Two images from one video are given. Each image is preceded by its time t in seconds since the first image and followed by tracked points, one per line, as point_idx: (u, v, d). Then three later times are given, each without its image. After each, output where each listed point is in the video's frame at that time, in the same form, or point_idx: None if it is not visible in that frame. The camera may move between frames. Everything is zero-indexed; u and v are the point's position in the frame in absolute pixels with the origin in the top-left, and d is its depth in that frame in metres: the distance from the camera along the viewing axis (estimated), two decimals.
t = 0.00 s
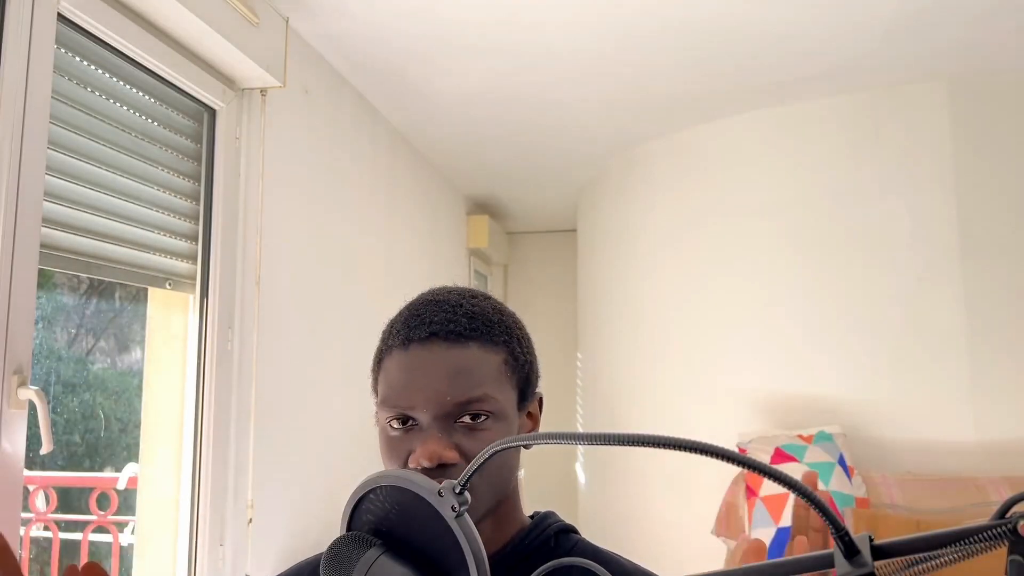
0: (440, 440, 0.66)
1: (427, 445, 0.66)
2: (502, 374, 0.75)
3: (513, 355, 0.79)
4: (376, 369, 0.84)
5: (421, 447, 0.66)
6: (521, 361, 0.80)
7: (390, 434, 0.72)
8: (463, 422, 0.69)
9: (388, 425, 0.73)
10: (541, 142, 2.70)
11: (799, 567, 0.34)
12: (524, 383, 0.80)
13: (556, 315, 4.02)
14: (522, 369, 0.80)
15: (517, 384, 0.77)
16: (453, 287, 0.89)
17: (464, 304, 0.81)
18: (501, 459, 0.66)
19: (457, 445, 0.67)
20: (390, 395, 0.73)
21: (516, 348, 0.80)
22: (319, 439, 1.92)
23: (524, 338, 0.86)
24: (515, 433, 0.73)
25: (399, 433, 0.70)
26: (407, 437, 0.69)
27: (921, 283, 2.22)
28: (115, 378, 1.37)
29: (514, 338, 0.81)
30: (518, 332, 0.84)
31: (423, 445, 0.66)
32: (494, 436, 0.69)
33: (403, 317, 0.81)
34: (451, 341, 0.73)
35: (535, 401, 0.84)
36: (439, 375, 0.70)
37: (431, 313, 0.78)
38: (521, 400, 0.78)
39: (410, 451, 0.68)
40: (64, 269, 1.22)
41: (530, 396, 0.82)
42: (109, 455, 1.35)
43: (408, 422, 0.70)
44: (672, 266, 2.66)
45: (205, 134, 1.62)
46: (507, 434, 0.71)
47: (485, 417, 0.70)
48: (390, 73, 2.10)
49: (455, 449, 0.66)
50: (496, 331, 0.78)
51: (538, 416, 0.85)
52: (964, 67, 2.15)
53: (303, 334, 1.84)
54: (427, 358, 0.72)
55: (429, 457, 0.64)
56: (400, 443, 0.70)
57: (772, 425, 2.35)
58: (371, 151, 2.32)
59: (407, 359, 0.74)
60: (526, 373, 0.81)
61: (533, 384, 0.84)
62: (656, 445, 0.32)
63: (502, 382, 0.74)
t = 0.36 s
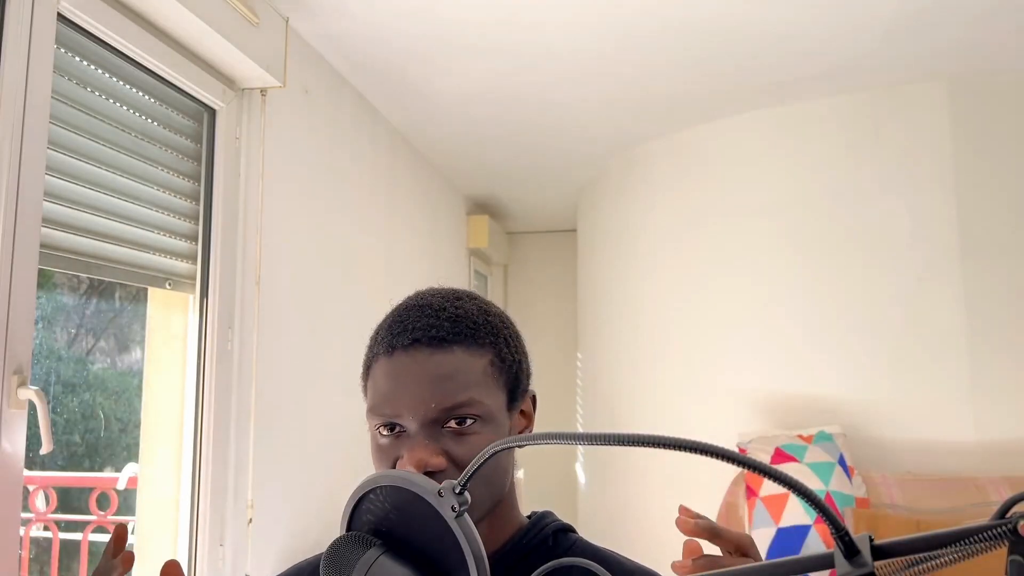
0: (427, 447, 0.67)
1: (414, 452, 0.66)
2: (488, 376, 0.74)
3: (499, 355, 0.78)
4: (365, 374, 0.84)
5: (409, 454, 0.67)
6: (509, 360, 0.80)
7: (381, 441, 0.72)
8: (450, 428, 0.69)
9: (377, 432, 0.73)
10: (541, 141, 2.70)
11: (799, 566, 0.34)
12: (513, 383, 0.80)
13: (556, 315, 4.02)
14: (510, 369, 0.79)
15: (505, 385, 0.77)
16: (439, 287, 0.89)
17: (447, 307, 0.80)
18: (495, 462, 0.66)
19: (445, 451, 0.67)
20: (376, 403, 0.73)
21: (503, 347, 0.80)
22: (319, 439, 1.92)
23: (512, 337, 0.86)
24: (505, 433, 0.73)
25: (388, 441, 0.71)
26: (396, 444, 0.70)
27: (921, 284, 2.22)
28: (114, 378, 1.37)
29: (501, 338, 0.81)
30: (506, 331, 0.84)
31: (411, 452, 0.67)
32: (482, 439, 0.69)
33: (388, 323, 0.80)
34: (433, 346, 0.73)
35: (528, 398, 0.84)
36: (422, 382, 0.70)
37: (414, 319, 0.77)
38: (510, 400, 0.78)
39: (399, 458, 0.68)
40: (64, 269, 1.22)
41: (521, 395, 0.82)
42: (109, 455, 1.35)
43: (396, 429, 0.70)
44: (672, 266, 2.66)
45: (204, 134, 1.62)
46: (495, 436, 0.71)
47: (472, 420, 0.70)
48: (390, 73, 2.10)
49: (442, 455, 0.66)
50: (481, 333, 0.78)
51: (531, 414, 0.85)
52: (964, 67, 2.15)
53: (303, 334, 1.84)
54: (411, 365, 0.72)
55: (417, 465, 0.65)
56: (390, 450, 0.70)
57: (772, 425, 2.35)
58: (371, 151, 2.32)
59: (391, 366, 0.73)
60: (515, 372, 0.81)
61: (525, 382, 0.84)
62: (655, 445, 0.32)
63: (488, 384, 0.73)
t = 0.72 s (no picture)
0: (433, 444, 0.66)
1: (421, 449, 0.65)
2: (496, 377, 0.74)
3: (508, 356, 0.78)
4: (372, 370, 0.84)
5: (415, 450, 0.66)
6: (517, 363, 0.80)
7: (385, 437, 0.72)
8: (458, 426, 0.69)
9: (382, 428, 0.72)
10: (541, 141, 2.70)
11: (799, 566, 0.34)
12: (520, 385, 0.80)
13: (556, 314, 4.02)
14: (517, 371, 0.79)
15: (512, 387, 0.77)
16: (448, 288, 0.89)
17: (457, 306, 0.80)
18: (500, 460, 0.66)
19: (452, 448, 0.67)
20: (383, 398, 0.73)
21: (511, 350, 0.80)
22: (319, 438, 1.92)
23: (520, 340, 0.86)
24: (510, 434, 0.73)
25: (393, 437, 0.70)
26: (402, 439, 0.69)
27: (921, 284, 2.22)
28: (115, 378, 1.37)
29: (510, 340, 0.81)
30: (514, 333, 0.84)
31: (418, 448, 0.66)
32: (489, 439, 0.69)
33: (398, 319, 0.81)
34: (444, 344, 0.73)
35: (532, 402, 0.84)
36: (433, 379, 0.70)
37: (425, 316, 0.77)
38: (517, 401, 0.78)
39: (404, 454, 0.68)
40: (64, 269, 1.22)
41: (526, 397, 0.82)
42: (109, 456, 1.35)
43: (403, 425, 0.70)
44: (672, 266, 2.66)
45: (204, 134, 1.62)
46: (501, 437, 0.71)
47: (480, 420, 0.70)
48: (390, 73, 2.10)
49: (449, 452, 0.65)
50: (491, 333, 0.78)
51: (535, 417, 0.85)
52: (965, 67, 2.15)
53: (303, 334, 1.84)
54: (422, 361, 0.72)
55: (423, 461, 0.64)
56: (395, 446, 0.70)
57: (772, 425, 2.35)
58: (371, 151, 2.32)
59: (401, 362, 0.73)
60: (522, 376, 0.81)
61: (530, 385, 0.84)
62: (655, 444, 0.32)
63: (496, 386, 0.73)
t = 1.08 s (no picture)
0: (437, 443, 0.66)
1: (424, 449, 0.65)
2: (500, 378, 0.74)
3: (512, 357, 0.78)
4: (375, 368, 0.84)
5: (418, 449, 0.65)
6: (520, 364, 0.80)
7: (388, 436, 0.71)
8: (461, 426, 0.69)
9: (385, 427, 0.72)
10: (541, 141, 2.70)
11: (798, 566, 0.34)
12: (523, 386, 0.80)
13: (556, 314, 4.02)
14: (520, 372, 0.80)
15: (516, 388, 0.77)
16: (452, 288, 0.89)
17: (463, 306, 0.80)
18: (501, 461, 0.66)
19: (455, 448, 0.66)
20: (387, 397, 0.73)
21: (515, 351, 0.80)
22: (319, 438, 1.92)
23: (524, 342, 0.86)
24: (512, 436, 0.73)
25: (396, 435, 0.70)
26: (405, 438, 0.69)
27: (921, 284, 2.22)
28: (115, 378, 1.37)
29: (514, 342, 0.81)
30: (518, 335, 0.84)
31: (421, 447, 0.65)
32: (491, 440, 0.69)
33: (403, 318, 0.81)
34: (450, 343, 0.73)
35: (534, 403, 0.84)
36: (438, 379, 0.70)
37: (431, 315, 0.77)
38: (520, 402, 0.78)
39: (407, 453, 0.67)
40: (64, 269, 1.22)
41: (528, 399, 0.82)
42: (109, 456, 1.35)
43: (407, 424, 0.70)
44: (672, 265, 2.66)
45: (204, 134, 1.62)
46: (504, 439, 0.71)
47: (483, 420, 0.70)
48: (390, 73, 2.10)
49: (452, 452, 0.65)
50: (496, 334, 0.78)
51: (536, 419, 0.85)
52: (965, 67, 2.15)
53: (303, 333, 1.84)
54: (427, 360, 0.72)
55: (427, 461, 0.64)
56: (398, 445, 0.69)
57: (772, 425, 2.35)
58: (371, 151, 2.32)
59: (406, 361, 0.73)
60: (525, 377, 0.81)
61: (533, 387, 0.84)
62: (654, 444, 0.32)
63: (500, 387, 0.73)
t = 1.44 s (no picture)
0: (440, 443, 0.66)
1: (427, 448, 0.65)
2: (503, 379, 0.74)
3: (514, 358, 0.79)
4: (378, 368, 0.84)
5: (421, 448, 0.65)
6: (522, 366, 0.80)
7: (390, 435, 0.71)
8: (464, 426, 0.69)
9: (388, 426, 0.72)
10: (541, 141, 2.70)
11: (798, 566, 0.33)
12: (525, 386, 0.80)
13: (557, 314, 4.02)
14: (522, 373, 0.80)
15: (518, 389, 0.77)
16: (455, 288, 0.89)
17: (466, 306, 0.80)
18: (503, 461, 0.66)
19: (458, 448, 0.66)
20: (391, 396, 0.73)
21: (518, 352, 0.80)
22: (319, 437, 1.92)
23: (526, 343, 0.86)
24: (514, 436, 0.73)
25: (399, 435, 0.70)
26: (408, 438, 0.69)
27: (921, 283, 2.22)
28: (115, 378, 1.37)
29: (517, 343, 0.81)
30: (520, 336, 0.84)
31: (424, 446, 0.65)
32: (494, 440, 0.69)
33: (407, 317, 0.81)
34: (453, 343, 0.73)
35: (536, 404, 0.84)
36: (441, 379, 0.70)
37: (435, 315, 0.77)
38: (522, 403, 0.78)
39: (410, 453, 0.67)
40: (64, 269, 1.22)
41: (530, 400, 0.82)
42: (108, 456, 1.34)
43: (410, 423, 0.70)
44: (672, 265, 2.66)
45: (204, 134, 1.62)
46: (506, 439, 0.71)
47: (487, 420, 0.69)
48: (390, 73, 2.10)
49: (456, 452, 0.65)
50: (499, 335, 0.78)
51: (537, 419, 0.85)
52: (965, 67, 2.15)
53: (303, 333, 1.84)
54: (431, 360, 0.72)
55: (430, 460, 0.64)
56: (401, 444, 0.69)
57: (771, 425, 2.35)
58: (371, 151, 2.32)
59: (409, 360, 0.73)
60: (527, 378, 0.81)
61: (534, 388, 0.84)
62: (653, 445, 0.32)
63: (504, 388, 0.73)
